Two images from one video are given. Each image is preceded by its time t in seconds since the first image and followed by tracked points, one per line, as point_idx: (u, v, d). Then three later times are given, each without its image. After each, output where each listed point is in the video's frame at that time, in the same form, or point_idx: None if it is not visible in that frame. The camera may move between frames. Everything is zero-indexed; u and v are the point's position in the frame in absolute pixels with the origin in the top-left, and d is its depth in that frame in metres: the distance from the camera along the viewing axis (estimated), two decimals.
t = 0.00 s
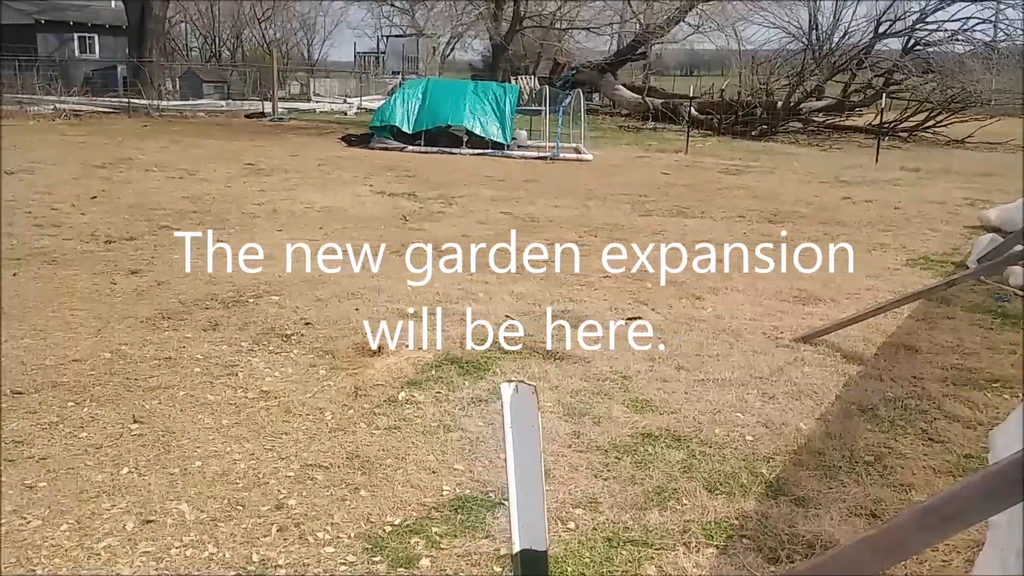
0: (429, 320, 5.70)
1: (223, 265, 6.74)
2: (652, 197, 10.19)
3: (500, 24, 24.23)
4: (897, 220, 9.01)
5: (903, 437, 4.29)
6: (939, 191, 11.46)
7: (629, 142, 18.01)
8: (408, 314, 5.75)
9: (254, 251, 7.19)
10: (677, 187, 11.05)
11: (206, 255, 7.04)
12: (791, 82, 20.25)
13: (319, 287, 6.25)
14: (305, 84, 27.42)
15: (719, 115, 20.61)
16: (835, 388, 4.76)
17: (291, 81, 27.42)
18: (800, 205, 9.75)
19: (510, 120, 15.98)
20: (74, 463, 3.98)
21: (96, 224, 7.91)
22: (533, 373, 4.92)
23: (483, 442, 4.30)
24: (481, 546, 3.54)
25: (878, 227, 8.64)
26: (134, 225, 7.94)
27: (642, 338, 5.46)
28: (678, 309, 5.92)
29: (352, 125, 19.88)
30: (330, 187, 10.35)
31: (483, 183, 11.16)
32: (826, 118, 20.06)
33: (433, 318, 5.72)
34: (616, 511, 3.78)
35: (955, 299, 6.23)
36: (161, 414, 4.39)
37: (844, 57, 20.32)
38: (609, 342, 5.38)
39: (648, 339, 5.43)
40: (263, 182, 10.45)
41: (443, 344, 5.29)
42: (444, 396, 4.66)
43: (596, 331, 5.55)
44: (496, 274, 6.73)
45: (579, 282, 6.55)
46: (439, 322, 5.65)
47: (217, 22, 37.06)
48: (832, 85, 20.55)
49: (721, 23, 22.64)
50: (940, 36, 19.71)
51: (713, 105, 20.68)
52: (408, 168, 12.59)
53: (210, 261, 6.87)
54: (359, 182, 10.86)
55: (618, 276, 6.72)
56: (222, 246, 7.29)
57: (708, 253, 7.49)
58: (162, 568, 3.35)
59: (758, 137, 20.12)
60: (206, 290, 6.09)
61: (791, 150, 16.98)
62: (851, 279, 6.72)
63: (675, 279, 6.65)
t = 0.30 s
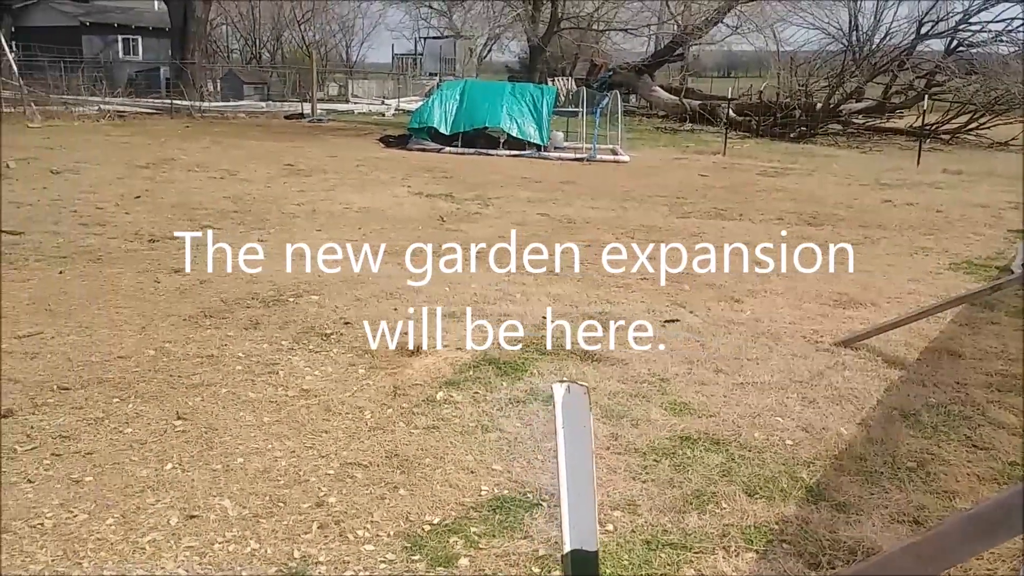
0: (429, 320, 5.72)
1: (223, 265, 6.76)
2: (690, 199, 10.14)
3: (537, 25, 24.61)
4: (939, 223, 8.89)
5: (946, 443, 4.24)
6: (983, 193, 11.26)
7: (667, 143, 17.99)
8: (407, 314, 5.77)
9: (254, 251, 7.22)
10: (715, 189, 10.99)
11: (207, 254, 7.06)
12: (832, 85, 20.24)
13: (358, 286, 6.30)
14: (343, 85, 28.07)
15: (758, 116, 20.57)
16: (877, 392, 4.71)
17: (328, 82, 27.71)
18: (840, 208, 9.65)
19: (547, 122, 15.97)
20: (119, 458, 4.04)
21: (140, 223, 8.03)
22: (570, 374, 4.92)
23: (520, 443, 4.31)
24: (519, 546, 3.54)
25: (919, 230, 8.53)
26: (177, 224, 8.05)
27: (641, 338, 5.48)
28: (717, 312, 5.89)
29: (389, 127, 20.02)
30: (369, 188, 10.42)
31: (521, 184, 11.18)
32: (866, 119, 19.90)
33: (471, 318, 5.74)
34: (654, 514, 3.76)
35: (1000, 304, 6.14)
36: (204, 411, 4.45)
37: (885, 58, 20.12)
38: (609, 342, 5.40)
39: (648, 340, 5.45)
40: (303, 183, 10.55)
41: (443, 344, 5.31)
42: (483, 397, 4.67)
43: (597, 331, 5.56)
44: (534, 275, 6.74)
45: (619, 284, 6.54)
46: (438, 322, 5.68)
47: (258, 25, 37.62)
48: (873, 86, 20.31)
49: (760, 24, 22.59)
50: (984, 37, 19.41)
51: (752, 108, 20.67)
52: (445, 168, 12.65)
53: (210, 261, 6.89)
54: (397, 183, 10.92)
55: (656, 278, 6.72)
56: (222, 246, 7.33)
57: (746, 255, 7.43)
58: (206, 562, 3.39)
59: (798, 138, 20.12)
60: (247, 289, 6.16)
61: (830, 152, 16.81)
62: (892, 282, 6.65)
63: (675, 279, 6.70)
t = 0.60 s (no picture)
0: (428, 320, 5.74)
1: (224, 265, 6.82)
2: (738, 202, 10.05)
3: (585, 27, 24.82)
4: (995, 227, 8.69)
5: (1004, 453, 4.15)
6: None
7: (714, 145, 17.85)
8: (408, 314, 5.79)
9: (255, 251, 7.28)
10: (764, 192, 10.89)
11: (207, 256, 7.12)
12: (883, 86, 19.72)
13: (407, 287, 6.35)
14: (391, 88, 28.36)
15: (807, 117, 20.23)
16: (932, 399, 4.63)
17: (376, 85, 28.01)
18: (892, 211, 9.49)
19: (596, 123, 15.90)
20: (175, 453, 4.11)
21: (193, 223, 8.19)
22: (619, 377, 4.91)
23: (569, 445, 4.30)
24: (568, 549, 3.54)
25: (974, 234, 8.35)
26: (229, 224, 8.19)
27: (641, 338, 5.49)
28: (767, 316, 5.84)
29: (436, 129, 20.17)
30: (417, 189, 10.50)
31: (567, 186, 11.17)
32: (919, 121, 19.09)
33: (518, 320, 5.75)
34: (704, 518, 3.72)
35: None
36: (256, 409, 4.51)
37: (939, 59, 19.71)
38: (609, 342, 5.41)
39: (647, 340, 5.46)
40: (352, 184, 10.67)
41: (443, 344, 5.34)
42: (531, 398, 4.68)
43: (596, 331, 5.58)
44: (582, 277, 6.74)
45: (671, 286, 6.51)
46: (439, 321, 5.71)
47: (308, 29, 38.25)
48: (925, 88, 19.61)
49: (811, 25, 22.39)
50: None
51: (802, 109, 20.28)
52: (491, 170, 12.69)
53: (210, 262, 6.96)
54: (445, 184, 10.97)
55: (706, 280, 6.68)
56: (221, 247, 7.38)
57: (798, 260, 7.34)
58: (259, 558, 3.43)
59: (848, 141, 19.48)
60: (298, 289, 6.24)
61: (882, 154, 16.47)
62: (947, 287, 6.53)
63: (675, 279, 6.71)
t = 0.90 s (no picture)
0: (429, 320, 5.73)
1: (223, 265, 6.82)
2: (781, 203, 9.97)
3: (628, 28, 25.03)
4: None
5: None
6: None
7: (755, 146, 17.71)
8: (408, 314, 5.78)
9: (254, 251, 7.28)
10: (808, 193, 10.79)
11: (206, 255, 7.12)
12: (928, 87, 19.22)
13: (448, 287, 6.38)
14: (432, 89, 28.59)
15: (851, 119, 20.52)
16: (980, 406, 4.56)
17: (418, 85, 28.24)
18: (938, 214, 9.34)
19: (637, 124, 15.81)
20: (221, 448, 4.17)
21: (239, 221, 8.29)
22: (661, 379, 4.90)
23: (611, 447, 4.29)
24: (610, 551, 3.53)
25: None
26: (274, 222, 8.29)
27: (641, 338, 5.48)
28: (810, 319, 5.79)
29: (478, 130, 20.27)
30: (457, 189, 10.55)
31: (607, 187, 11.15)
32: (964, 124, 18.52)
33: (558, 320, 5.75)
34: (747, 522, 3.69)
35: None
36: (300, 405, 4.56)
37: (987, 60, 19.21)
38: (609, 342, 5.40)
39: (647, 340, 5.46)
40: (395, 184, 10.74)
41: (443, 344, 5.34)
42: (572, 398, 4.68)
43: (596, 331, 5.57)
44: (623, 278, 6.72)
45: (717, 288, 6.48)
46: (439, 320, 5.71)
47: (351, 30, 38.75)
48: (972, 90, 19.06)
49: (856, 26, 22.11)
50: None
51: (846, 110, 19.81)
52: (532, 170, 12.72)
53: (210, 261, 6.97)
54: (485, 185, 11.00)
55: (748, 282, 6.64)
56: (222, 246, 7.37)
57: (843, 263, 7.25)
58: (303, 554, 3.46)
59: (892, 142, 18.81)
60: (340, 287, 6.31)
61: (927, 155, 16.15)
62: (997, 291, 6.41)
63: (675, 279, 6.72)
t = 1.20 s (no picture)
0: (429, 320, 5.72)
1: (223, 265, 6.84)
2: (825, 204, 9.87)
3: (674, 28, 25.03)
4: None
5: None
6: None
7: (798, 147, 17.55)
8: (408, 314, 5.77)
9: (254, 251, 7.29)
10: (853, 194, 10.67)
11: (206, 255, 7.14)
12: (977, 87, 18.87)
13: (490, 286, 6.40)
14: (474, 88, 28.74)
15: (898, 119, 19.29)
16: None
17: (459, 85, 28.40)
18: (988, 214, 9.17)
19: (679, 124, 15.71)
20: (266, 445, 4.21)
21: (284, 220, 8.39)
22: (704, 381, 4.87)
23: (654, 448, 4.28)
24: (654, 553, 3.51)
25: None
26: (318, 222, 8.37)
27: (641, 338, 5.47)
28: (856, 321, 5.72)
29: (519, 130, 20.34)
30: (499, 189, 10.58)
31: (649, 187, 11.12)
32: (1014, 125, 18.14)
33: (601, 321, 5.74)
34: (793, 526, 3.65)
35: None
36: (344, 403, 4.60)
37: None
38: (609, 342, 5.40)
39: (647, 340, 5.45)
40: (437, 184, 10.80)
41: (443, 343, 5.34)
42: (615, 399, 4.67)
43: (596, 331, 5.57)
44: (666, 279, 6.70)
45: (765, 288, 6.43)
46: (438, 320, 5.70)
47: (393, 31, 39.18)
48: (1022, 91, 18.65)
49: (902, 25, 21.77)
50: None
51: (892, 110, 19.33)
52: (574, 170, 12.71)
53: (210, 261, 6.99)
54: (527, 185, 11.01)
55: (792, 284, 6.58)
56: (222, 246, 7.39)
57: (889, 264, 7.17)
58: (348, 551, 3.49)
59: (940, 143, 18.44)
60: (384, 286, 6.36)
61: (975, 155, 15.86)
62: None
63: (675, 279, 6.70)
